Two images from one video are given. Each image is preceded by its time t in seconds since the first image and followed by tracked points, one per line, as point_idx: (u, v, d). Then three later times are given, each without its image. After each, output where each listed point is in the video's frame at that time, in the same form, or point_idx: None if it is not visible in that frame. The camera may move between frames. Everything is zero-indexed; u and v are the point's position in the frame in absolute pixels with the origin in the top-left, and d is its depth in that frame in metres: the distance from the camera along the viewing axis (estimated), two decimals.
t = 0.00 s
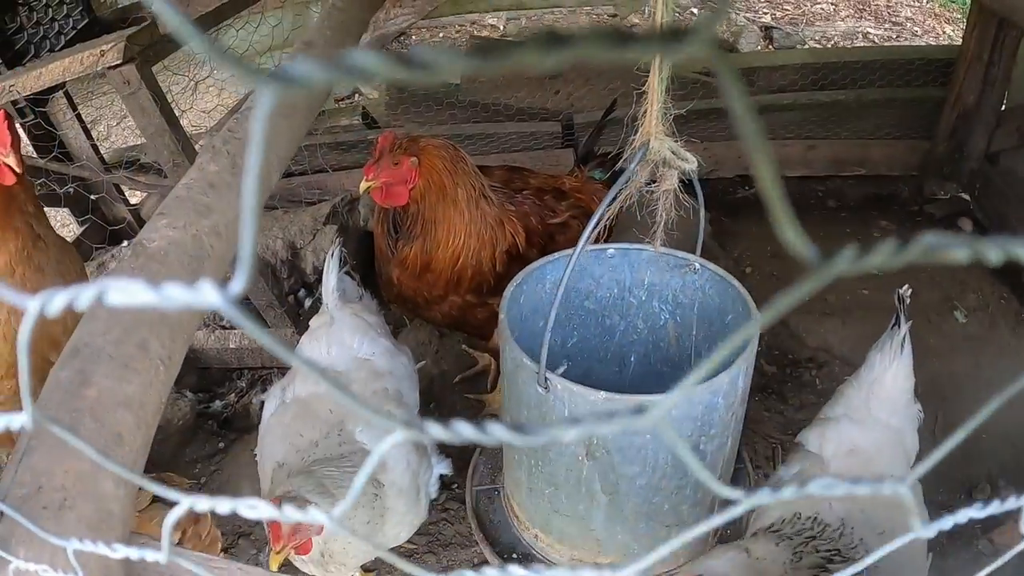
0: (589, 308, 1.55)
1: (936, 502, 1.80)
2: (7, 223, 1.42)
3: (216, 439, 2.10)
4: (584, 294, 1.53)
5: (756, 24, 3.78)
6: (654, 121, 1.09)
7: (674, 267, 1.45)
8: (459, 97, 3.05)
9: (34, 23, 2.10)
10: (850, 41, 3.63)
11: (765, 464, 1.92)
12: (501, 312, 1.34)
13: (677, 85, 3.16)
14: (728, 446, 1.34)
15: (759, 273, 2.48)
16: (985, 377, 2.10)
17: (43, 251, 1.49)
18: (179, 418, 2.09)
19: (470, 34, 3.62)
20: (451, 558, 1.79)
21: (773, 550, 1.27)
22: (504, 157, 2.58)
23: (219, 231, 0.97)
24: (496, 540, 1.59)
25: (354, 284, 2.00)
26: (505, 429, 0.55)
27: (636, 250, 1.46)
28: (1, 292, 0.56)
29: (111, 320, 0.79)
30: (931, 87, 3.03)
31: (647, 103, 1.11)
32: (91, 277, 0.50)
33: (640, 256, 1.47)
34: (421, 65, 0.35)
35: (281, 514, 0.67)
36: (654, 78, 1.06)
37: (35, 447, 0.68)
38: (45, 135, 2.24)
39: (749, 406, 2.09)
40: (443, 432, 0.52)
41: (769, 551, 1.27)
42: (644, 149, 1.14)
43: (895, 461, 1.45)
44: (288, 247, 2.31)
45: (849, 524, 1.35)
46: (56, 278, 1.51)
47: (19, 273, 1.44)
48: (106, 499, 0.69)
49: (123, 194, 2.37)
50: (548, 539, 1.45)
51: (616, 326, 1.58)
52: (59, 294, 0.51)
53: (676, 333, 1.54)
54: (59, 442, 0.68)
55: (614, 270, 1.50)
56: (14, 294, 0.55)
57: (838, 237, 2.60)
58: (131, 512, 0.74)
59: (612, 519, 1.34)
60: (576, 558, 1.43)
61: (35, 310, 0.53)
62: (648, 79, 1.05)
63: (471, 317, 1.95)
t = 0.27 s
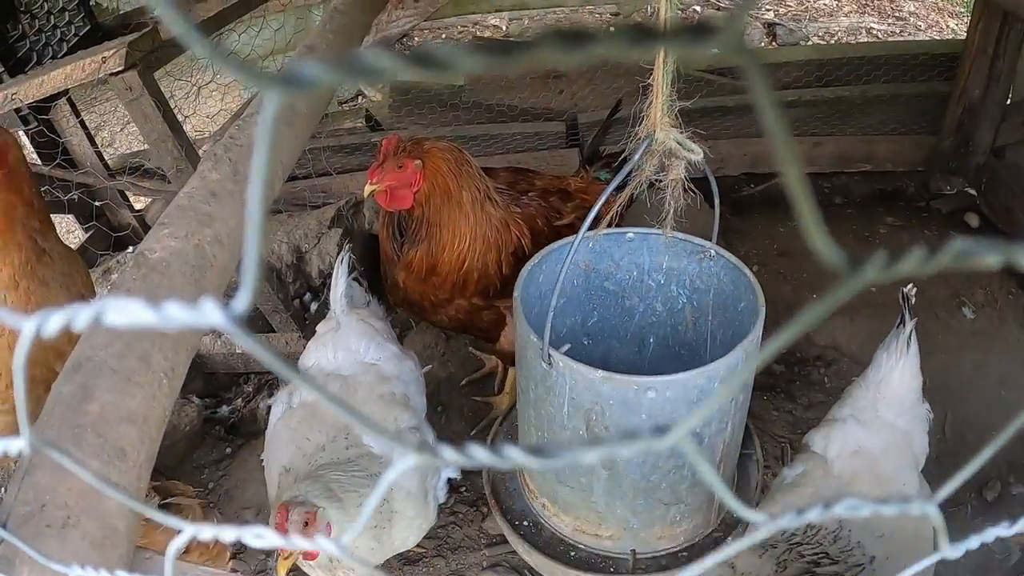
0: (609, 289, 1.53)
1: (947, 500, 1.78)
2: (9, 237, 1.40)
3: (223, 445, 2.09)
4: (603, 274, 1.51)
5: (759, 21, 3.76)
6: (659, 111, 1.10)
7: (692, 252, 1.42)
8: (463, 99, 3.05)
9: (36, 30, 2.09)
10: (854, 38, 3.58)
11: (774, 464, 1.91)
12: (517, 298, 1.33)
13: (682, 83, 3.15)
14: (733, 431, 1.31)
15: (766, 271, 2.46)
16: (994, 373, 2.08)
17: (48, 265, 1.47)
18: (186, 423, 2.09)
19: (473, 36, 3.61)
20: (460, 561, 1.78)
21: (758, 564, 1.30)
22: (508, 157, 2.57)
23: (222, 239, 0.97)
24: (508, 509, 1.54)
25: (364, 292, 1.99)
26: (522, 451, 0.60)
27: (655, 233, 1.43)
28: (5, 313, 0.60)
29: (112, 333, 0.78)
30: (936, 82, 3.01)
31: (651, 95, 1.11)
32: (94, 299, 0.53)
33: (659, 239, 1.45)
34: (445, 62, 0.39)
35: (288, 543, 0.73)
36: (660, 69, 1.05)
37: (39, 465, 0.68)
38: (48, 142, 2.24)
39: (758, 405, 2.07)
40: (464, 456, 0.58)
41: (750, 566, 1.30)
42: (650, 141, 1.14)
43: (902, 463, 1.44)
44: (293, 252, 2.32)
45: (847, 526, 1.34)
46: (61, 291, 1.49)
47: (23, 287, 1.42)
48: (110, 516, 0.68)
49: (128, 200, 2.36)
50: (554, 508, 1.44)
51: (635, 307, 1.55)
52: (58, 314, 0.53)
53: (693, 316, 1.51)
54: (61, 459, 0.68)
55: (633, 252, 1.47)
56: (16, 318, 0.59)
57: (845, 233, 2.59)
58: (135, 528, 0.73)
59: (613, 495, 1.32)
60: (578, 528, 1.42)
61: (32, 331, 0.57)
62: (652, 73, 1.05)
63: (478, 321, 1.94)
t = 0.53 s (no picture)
0: (631, 273, 1.52)
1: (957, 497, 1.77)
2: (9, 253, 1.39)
3: (230, 449, 2.09)
4: (625, 259, 1.50)
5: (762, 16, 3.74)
6: (666, 105, 1.09)
7: (711, 241, 1.40)
8: (467, 100, 3.05)
9: (38, 37, 2.09)
10: (856, 32, 3.56)
11: (782, 462, 1.90)
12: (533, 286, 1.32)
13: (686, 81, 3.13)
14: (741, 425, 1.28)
15: (772, 268, 2.45)
16: (1002, 369, 2.07)
17: (47, 276, 1.46)
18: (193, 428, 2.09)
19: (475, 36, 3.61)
20: (468, 564, 1.78)
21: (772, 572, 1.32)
22: (512, 158, 2.57)
23: (225, 246, 0.96)
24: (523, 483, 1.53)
25: (371, 296, 1.99)
26: (534, 467, 0.60)
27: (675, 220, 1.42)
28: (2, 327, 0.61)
29: (115, 343, 0.78)
30: (940, 76, 2.99)
31: (658, 89, 1.11)
32: (88, 313, 0.54)
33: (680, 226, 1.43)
34: (449, 57, 0.42)
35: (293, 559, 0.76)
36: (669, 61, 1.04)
37: (43, 478, 0.68)
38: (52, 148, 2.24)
39: (766, 403, 2.07)
40: (477, 471, 0.58)
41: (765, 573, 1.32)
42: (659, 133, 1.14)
43: (911, 465, 1.42)
44: (299, 255, 2.30)
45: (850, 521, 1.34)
46: (62, 299, 1.49)
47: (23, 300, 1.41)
48: (116, 528, 0.68)
49: (132, 205, 2.34)
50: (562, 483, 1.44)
51: (656, 293, 1.54)
52: (54, 328, 0.54)
53: (712, 305, 1.49)
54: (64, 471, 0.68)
55: (655, 238, 1.46)
56: (13, 331, 0.60)
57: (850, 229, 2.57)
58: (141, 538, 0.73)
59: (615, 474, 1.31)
60: (584, 503, 1.41)
61: (27, 344, 0.58)
62: (660, 68, 1.04)
63: (485, 323, 1.94)
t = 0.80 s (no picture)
0: (654, 275, 1.52)
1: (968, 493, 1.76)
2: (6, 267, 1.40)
3: (239, 455, 2.10)
4: (648, 260, 1.50)
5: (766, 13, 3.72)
6: (676, 103, 1.08)
7: (733, 244, 1.38)
8: (472, 103, 3.05)
9: (42, 46, 2.08)
10: (861, 29, 3.47)
11: (792, 461, 1.89)
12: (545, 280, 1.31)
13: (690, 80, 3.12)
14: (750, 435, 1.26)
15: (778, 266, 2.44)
16: (1013, 364, 2.05)
17: (50, 286, 1.46)
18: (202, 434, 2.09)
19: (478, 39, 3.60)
20: (479, 567, 1.77)
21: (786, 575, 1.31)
22: (517, 159, 2.57)
23: (230, 253, 0.96)
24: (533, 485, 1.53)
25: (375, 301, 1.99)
26: (549, 478, 0.59)
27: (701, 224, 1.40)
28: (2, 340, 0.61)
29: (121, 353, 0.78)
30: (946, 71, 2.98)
31: (667, 88, 1.10)
32: (92, 322, 0.54)
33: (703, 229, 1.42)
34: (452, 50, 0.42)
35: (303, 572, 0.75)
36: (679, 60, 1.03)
37: (51, 489, 0.68)
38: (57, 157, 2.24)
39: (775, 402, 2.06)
40: (488, 481, 0.57)
41: None
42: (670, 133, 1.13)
43: (926, 464, 1.40)
44: (305, 260, 2.31)
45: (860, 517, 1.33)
46: (69, 308, 1.49)
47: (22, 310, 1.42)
48: (123, 539, 0.68)
49: (138, 212, 2.36)
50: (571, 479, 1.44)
51: (680, 296, 1.52)
52: (58, 338, 0.54)
53: (735, 311, 1.46)
54: (71, 481, 0.67)
55: (678, 240, 1.45)
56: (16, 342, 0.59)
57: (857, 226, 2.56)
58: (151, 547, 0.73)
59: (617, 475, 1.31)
60: (589, 501, 1.42)
61: (28, 355, 0.58)
62: (669, 66, 1.04)
63: (492, 326, 1.93)
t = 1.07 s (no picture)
0: (670, 288, 1.51)
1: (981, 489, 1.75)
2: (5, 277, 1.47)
3: (250, 461, 2.10)
4: (664, 273, 1.49)
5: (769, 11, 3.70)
6: (684, 108, 1.08)
7: (749, 260, 1.37)
8: (477, 106, 3.05)
9: (48, 57, 2.08)
10: (865, 25, 3.42)
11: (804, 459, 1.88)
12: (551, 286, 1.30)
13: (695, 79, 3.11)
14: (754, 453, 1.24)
15: (787, 264, 2.43)
16: None
17: (49, 293, 1.53)
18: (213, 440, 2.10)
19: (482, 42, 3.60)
20: (490, 570, 1.77)
21: None
22: (524, 161, 2.57)
23: (239, 260, 0.96)
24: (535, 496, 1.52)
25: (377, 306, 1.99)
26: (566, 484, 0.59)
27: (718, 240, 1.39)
28: (11, 354, 0.61)
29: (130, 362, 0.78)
30: (951, 65, 2.97)
31: (675, 93, 1.10)
32: (105, 335, 0.54)
33: (720, 244, 1.40)
34: (468, 59, 0.40)
35: None
36: (687, 64, 1.03)
37: (63, 499, 0.68)
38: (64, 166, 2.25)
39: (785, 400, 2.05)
40: (504, 490, 0.58)
41: None
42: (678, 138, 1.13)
43: (941, 467, 1.39)
44: (313, 265, 2.31)
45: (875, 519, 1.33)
46: (71, 311, 1.56)
47: (23, 316, 1.49)
48: (135, 548, 0.68)
49: (146, 220, 2.38)
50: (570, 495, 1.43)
51: (696, 311, 1.51)
52: (70, 352, 0.54)
53: (751, 329, 1.45)
54: (83, 491, 0.67)
55: (695, 255, 1.44)
56: (30, 356, 0.60)
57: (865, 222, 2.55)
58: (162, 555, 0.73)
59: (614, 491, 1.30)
60: (587, 515, 1.41)
61: (43, 369, 0.58)
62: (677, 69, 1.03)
63: (502, 326, 1.93)
